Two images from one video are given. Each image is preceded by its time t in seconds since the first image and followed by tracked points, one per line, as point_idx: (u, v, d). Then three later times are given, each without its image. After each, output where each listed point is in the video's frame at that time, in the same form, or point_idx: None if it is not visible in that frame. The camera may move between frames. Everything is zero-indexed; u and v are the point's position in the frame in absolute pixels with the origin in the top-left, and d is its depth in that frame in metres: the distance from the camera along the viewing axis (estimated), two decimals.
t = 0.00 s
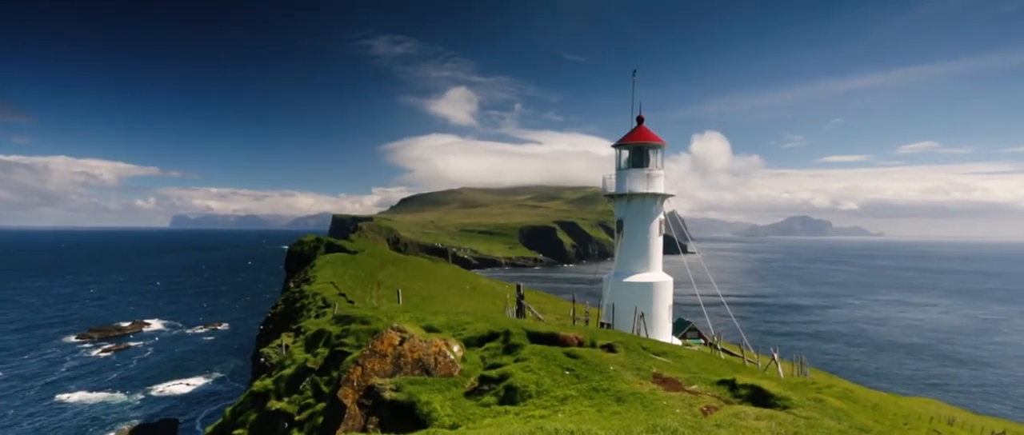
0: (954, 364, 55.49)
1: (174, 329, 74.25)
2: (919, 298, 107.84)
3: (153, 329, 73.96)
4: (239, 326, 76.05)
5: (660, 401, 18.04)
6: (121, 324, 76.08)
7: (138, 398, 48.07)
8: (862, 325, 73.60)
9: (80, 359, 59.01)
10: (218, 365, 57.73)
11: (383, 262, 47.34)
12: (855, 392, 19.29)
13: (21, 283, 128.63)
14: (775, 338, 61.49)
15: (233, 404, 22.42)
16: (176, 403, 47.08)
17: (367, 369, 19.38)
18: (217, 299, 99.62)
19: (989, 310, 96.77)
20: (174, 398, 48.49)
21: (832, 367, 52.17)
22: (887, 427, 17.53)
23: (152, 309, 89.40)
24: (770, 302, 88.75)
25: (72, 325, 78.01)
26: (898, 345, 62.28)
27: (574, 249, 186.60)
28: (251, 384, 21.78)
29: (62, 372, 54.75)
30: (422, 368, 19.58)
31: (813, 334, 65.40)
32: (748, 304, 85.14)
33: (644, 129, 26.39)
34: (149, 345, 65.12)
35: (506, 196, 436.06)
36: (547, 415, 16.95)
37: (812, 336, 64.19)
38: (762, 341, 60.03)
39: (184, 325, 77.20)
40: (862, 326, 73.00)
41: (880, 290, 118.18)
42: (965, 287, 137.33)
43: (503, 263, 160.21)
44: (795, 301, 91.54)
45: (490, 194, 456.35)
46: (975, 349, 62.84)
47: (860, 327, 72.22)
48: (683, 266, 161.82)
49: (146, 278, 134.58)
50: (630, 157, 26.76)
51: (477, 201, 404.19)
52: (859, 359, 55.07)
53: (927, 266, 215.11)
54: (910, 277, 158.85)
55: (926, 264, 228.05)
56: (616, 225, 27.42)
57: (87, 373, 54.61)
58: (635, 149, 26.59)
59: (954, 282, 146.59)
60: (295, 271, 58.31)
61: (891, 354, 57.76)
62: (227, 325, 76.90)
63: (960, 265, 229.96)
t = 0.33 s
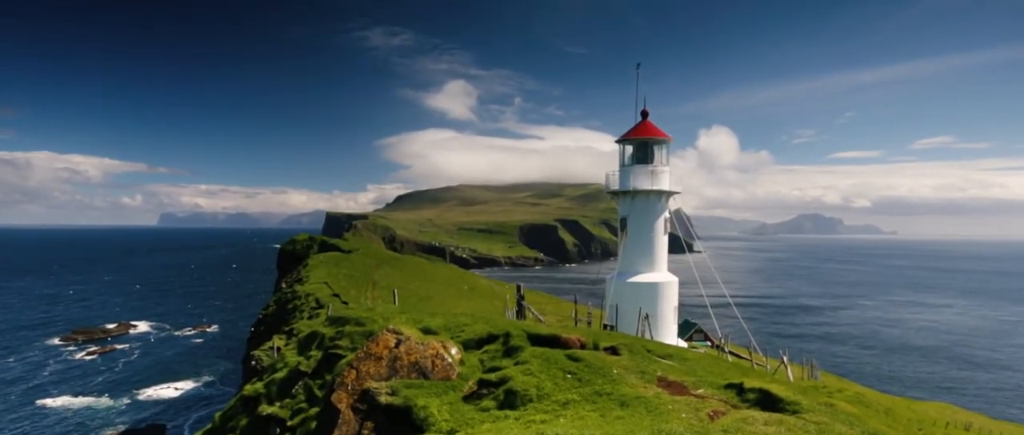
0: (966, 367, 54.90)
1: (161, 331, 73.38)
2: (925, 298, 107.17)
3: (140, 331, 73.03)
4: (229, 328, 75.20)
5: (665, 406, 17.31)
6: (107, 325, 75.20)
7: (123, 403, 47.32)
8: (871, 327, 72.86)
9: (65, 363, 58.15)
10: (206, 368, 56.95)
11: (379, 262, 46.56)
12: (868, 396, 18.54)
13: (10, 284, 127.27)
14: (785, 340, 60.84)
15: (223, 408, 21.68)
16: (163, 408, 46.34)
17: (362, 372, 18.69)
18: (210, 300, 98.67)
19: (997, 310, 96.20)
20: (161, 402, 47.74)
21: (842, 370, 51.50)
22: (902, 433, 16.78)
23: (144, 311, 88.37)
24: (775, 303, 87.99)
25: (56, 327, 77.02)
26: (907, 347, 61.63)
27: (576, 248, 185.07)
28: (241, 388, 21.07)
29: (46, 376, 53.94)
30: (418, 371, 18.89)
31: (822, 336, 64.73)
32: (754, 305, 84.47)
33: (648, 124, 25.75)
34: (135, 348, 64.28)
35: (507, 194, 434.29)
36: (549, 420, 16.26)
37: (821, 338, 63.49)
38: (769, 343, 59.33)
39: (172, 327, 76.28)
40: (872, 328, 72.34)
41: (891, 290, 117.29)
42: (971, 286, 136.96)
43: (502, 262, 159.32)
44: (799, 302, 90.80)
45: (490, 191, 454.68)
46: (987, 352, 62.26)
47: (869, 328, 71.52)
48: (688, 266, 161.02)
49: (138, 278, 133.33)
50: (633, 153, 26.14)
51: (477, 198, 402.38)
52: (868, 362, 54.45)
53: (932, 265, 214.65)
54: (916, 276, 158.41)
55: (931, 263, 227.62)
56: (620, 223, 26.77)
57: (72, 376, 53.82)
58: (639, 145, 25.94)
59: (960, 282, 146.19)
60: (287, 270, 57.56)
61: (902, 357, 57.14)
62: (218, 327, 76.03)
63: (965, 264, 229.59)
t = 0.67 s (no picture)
0: (983, 371, 54.28)
1: (147, 333, 72.60)
2: (932, 299, 106.57)
3: (125, 333, 72.20)
4: (218, 330, 74.29)
5: (670, 411, 16.61)
6: (92, 327, 74.38)
7: (108, 408, 46.61)
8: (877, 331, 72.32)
9: (47, 366, 57.38)
10: (195, 372, 56.24)
11: (374, 262, 45.79)
12: (881, 401, 17.81)
13: None
14: (793, 343, 60.22)
15: (212, 413, 20.94)
16: (149, 413, 45.67)
17: (356, 375, 18.02)
18: (202, 301, 97.77)
19: (1006, 311, 95.62)
20: (147, 407, 47.05)
21: (854, 374, 50.81)
22: None
23: (136, 313, 87.39)
24: (783, 304, 87.32)
25: (40, 329, 76.09)
26: (918, 350, 61.01)
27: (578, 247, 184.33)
28: (231, 392, 20.35)
29: (29, 380, 53.19)
30: (415, 375, 18.25)
31: (832, 338, 64.07)
32: (760, 306, 83.83)
33: (653, 118, 25.20)
34: (121, 351, 63.49)
35: (506, 191, 432.99)
36: (550, 425, 15.58)
37: (833, 341, 62.77)
38: (778, 345, 58.67)
39: (159, 329, 75.47)
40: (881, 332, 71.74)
41: (902, 291, 116.54)
42: (977, 286, 136.56)
43: (501, 261, 158.63)
44: (805, 303, 90.13)
45: (490, 189, 453.14)
46: (1001, 354, 61.68)
47: (880, 330, 70.82)
48: (694, 266, 160.34)
49: (128, 278, 132.18)
50: (638, 148, 25.56)
51: (475, 196, 400.93)
52: (880, 365, 53.81)
53: (936, 264, 214.37)
54: (922, 276, 157.90)
55: (935, 262, 227.37)
56: (623, 222, 26.18)
57: (56, 380, 53.07)
58: (643, 140, 25.39)
59: (967, 281, 145.87)
60: (279, 269, 56.76)
61: (915, 360, 56.52)
62: (206, 329, 75.26)
63: (969, 263, 229.46)
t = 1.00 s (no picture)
0: (1002, 375, 53.48)
1: (130, 336, 71.60)
2: (941, 299, 105.71)
3: (107, 336, 71.15)
4: (203, 333, 73.18)
5: (678, 417, 15.73)
6: (72, 330, 73.26)
7: (87, 415, 45.73)
8: (904, 332, 71.14)
9: (26, 371, 56.33)
10: (179, 376, 55.33)
11: (368, 261, 44.88)
12: (899, 408, 16.88)
13: None
14: (804, 346, 59.40)
15: (198, 420, 20.06)
16: (130, 420, 44.83)
17: (349, 380, 17.21)
18: (194, 302, 96.64)
19: (1016, 311, 94.88)
20: (129, 413, 46.22)
21: (870, 380, 49.89)
22: None
23: (125, 315, 86.11)
24: (794, 305, 86.45)
25: (20, 332, 74.90)
26: (935, 354, 60.15)
27: (582, 246, 182.82)
28: (217, 398, 19.46)
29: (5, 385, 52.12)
30: (410, 379, 17.37)
31: (845, 341, 63.23)
32: (770, 308, 82.98)
33: (659, 111, 24.46)
34: (101, 355, 62.48)
35: (507, 188, 430.85)
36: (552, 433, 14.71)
37: (849, 344, 61.84)
38: (790, 349, 57.88)
39: (142, 331, 74.44)
40: (906, 333, 70.79)
41: (915, 292, 115.57)
42: (984, 285, 136.02)
43: (501, 261, 157.69)
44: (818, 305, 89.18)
45: (491, 185, 451.21)
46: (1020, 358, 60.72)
47: (895, 333, 69.86)
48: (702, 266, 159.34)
49: (119, 278, 130.86)
50: (643, 143, 24.83)
51: (473, 193, 399.01)
52: (896, 370, 52.99)
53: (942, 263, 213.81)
54: (928, 275, 157.28)
55: (939, 261, 227.19)
56: (628, 219, 25.45)
57: (34, 385, 52.09)
58: (649, 134, 24.65)
59: (978, 281, 144.98)
60: (268, 268, 55.80)
61: (933, 365, 55.70)
62: (191, 331, 74.28)
63: (973, 262, 229.28)
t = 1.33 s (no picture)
0: (1016, 378, 53.03)
1: (115, 338, 70.86)
2: (947, 300, 105.26)
3: (91, 339, 70.39)
4: (192, 336, 72.34)
5: (684, 423, 15.06)
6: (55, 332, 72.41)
7: (71, 420, 45.10)
8: (919, 334, 70.73)
9: (8, 374, 55.57)
10: (167, 380, 54.70)
11: (361, 261, 44.15)
12: (914, 413, 16.17)
13: None
14: (814, 349, 58.91)
15: (186, 427, 19.40)
16: (115, 426, 44.24)
17: (343, 385, 16.58)
18: (187, 304, 95.82)
19: None
20: (113, 419, 45.61)
21: (883, 384, 49.33)
22: None
23: (115, 316, 85.17)
24: (802, 307, 85.98)
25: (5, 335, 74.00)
26: (948, 356, 59.67)
27: (584, 245, 182.06)
28: (205, 403, 18.79)
29: None
30: (407, 384, 16.71)
31: (855, 343, 62.75)
32: (778, 309, 82.48)
33: (664, 105, 24.03)
34: (85, 358, 61.74)
35: (508, 184, 429.55)
36: None
37: (861, 347, 61.31)
38: (799, 351, 57.43)
39: (129, 334, 73.71)
40: (922, 335, 70.41)
41: (923, 292, 115.03)
42: (989, 285, 135.86)
43: (501, 260, 157.15)
44: (828, 305, 88.79)
45: (491, 182, 449.90)
46: None
47: (905, 335, 69.29)
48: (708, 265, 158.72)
49: (111, 278, 129.80)
50: (648, 138, 24.40)
51: (472, 190, 397.69)
52: (908, 373, 52.53)
53: (946, 261, 213.73)
54: (932, 274, 157.11)
55: (943, 259, 227.28)
56: (632, 218, 24.90)
57: (16, 390, 51.33)
58: (654, 129, 24.19)
59: (987, 281, 144.54)
60: (259, 267, 55.10)
61: (946, 368, 55.24)
62: (178, 333, 73.62)
63: (976, 260, 229.43)
